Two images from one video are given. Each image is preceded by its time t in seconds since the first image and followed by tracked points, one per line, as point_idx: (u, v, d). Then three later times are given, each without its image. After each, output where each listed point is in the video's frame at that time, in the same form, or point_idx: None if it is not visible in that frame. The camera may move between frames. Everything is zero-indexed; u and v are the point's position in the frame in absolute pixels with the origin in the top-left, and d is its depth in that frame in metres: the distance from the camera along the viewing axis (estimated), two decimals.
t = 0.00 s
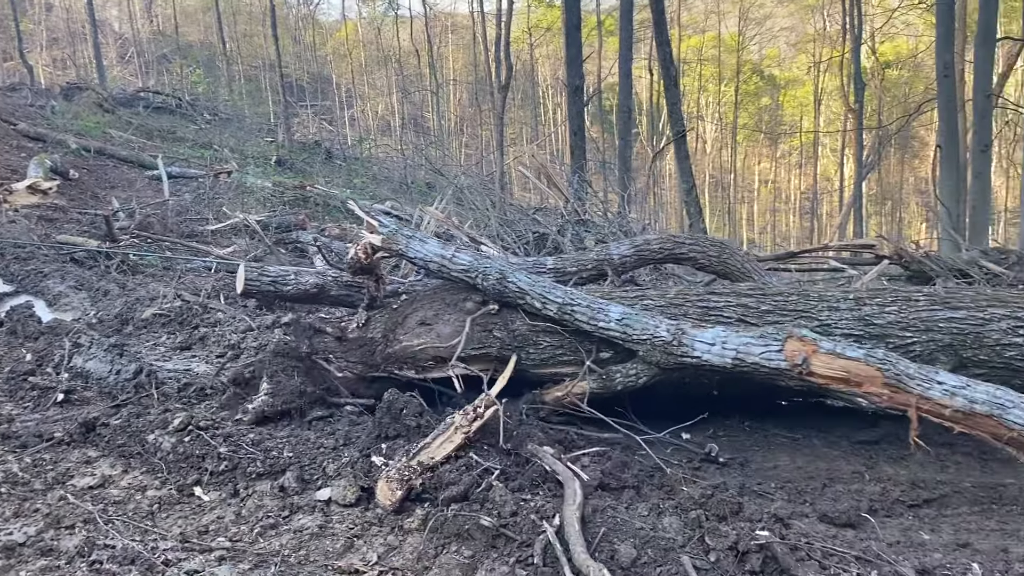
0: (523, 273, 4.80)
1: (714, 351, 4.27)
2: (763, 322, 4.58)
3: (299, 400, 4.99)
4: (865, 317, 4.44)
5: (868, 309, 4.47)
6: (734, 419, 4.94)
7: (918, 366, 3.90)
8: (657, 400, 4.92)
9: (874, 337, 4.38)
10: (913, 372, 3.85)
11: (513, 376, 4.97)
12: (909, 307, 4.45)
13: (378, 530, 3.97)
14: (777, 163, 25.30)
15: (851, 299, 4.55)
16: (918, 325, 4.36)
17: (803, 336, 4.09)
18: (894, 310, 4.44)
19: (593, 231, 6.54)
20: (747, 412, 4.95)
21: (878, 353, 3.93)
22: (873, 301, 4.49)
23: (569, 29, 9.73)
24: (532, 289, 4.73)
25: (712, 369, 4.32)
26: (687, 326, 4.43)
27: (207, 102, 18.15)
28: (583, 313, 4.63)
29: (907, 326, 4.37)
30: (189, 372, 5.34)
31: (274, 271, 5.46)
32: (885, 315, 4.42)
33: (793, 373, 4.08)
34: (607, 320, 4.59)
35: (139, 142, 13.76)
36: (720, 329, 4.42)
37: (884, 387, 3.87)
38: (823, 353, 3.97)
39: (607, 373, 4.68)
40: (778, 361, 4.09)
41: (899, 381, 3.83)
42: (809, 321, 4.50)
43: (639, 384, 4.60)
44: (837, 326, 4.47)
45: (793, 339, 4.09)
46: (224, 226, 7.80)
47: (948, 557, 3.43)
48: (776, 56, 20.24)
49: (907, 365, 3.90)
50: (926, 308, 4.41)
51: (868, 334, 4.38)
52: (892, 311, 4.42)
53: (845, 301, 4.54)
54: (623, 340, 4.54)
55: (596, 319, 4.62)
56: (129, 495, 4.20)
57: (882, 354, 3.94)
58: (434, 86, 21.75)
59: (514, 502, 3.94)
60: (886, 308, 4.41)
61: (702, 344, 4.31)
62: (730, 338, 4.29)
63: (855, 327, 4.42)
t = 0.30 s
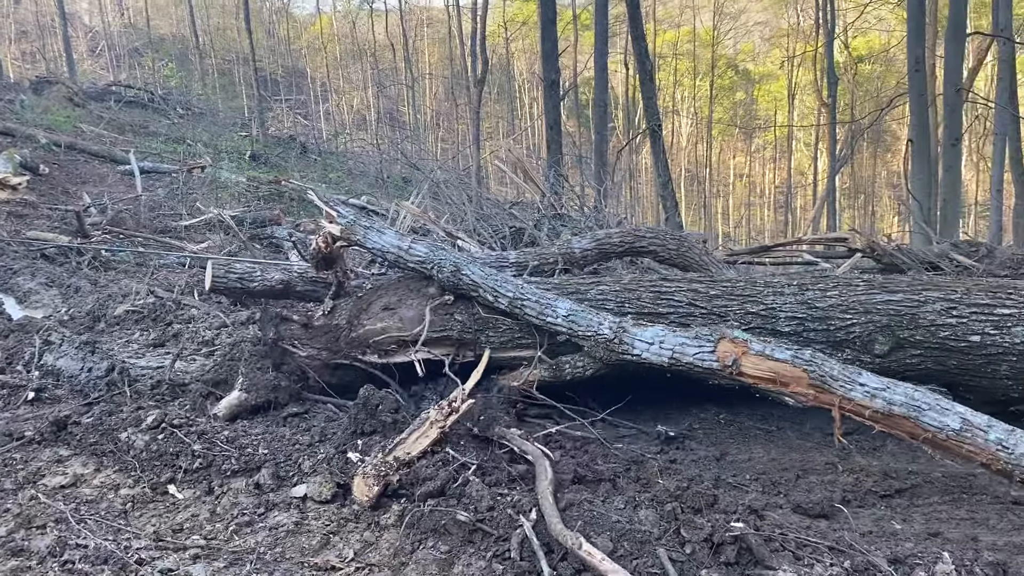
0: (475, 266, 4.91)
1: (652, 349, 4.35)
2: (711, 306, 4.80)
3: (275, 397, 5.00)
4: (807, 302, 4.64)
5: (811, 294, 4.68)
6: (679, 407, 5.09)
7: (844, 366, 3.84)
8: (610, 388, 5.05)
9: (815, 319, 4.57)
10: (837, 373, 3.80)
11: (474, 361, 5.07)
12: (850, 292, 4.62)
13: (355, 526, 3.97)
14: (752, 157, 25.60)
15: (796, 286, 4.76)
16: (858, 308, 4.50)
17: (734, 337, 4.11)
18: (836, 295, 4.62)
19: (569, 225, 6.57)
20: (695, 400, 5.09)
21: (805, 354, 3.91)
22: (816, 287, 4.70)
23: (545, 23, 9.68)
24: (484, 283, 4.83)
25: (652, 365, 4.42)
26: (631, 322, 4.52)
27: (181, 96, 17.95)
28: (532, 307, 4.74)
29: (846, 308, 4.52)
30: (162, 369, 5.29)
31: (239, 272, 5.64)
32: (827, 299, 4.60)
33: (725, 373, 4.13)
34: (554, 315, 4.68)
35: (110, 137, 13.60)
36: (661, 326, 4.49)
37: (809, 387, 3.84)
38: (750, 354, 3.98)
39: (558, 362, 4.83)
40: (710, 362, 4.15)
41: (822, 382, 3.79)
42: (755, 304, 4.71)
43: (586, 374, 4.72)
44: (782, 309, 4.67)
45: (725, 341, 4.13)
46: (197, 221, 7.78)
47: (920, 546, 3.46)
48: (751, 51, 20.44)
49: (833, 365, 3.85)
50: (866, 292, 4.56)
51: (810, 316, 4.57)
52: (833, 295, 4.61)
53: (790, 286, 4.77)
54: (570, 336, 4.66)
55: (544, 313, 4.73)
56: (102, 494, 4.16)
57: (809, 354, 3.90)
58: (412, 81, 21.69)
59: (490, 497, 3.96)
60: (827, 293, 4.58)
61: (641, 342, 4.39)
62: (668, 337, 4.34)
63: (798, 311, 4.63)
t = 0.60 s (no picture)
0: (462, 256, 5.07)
1: (631, 335, 4.59)
2: (691, 297, 4.97)
3: (280, 389, 5.01)
4: (784, 293, 4.80)
5: (787, 285, 4.84)
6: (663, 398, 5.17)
7: (815, 350, 4.06)
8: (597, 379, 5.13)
9: (791, 310, 4.71)
10: (809, 357, 4.02)
11: (462, 349, 5.22)
12: (824, 284, 4.78)
13: (362, 521, 4.00)
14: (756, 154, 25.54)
15: (774, 278, 4.93)
16: (832, 298, 4.66)
17: (710, 323, 4.33)
18: (811, 287, 4.78)
19: (572, 221, 6.60)
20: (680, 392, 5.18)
21: (778, 339, 4.12)
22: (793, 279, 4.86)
23: (547, 20, 9.68)
24: (472, 274, 5.02)
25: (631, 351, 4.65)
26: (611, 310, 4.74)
27: (184, 93, 17.92)
28: (517, 298, 4.93)
29: (821, 299, 4.67)
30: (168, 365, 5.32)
31: (238, 301, 5.93)
32: (802, 290, 4.76)
33: (701, 357, 4.35)
34: (538, 305, 4.90)
35: (114, 134, 13.62)
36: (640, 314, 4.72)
37: (781, 370, 4.06)
38: (726, 340, 4.20)
39: (542, 351, 4.99)
40: (685, 347, 4.38)
41: (794, 366, 4.00)
42: (734, 295, 4.87)
43: (569, 362, 4.88)
44: (759, 300, 4.84)
45: (702, 327, 4.35)
46: (201, 218, 7.81)
47: (925, 542, 3.50)
48: (754, 47, 20.15)
49: (805, 350, 4.07)
50: (841, 284, 4.71)
51: (786, 306, 4.72)
52: (809, 287, 4.77)
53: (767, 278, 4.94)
54: (553, 324, 4.87)
55: (529, 303, 4.93)
56: (109, 490, 4.20)
57: (782, 340, 4.11)
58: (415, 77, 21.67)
59: (496, 493, 4.00)
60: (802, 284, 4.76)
61: (621, 329, 4.63)
62: (646, 324, 4.57)
63: (776, 302, 4.78)
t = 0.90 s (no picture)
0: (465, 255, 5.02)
1: (629, 331, 4.54)
2: (688, 296, 4.94)
3: (304, 386, 5.04)
4: (780, 292, 4.77)
5: (784, 285, 4.81)
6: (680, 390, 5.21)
7: (807, 344, 4.09)
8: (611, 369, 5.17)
9: (787, 309, 4.68)
10: (801, 351, 4.04)
11: (463, 347, 5.16)
12: (819, 284, 4.76)
13: (384, 519, 4.02)
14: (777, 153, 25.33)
15: (769, 279, 4.90)
16: (827, 298, 4.64)
17: (705, 319, 4.32)
18: (806, 287, 4.76)
19: (592, 221, 6.56)
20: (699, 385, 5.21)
21: (771, 333, 4.13)
22: (788, 279, 4.84)
23: (567, 19, 9.66)
24: (473, 271, 4.97)
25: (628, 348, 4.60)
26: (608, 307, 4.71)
27: (206, 93, 18.09)
28: (517, 295, 4.86)
29: (816, 298, 4.65)
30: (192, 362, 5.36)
31: (249, 297, 5.96)
32: (798, 290, 4.74)
33: (697, 352, 4.34)
34: (537, 302, 4.83)
35: (138, 133, 13.75)
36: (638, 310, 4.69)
37: (775, 364, 4.07)
38: (721, 334, 4.19)
39: (541, 348, 4.87)
40: (683, 341, 4.35)
41: (788, 359, 4.02)
42: (731, 294, 4.84)
43: (569, 359, 4.78)
44: (755, 301, 4.80)
45: (696, 322, 4.33)
46: (223, 217, 7.88)
47: (952, 546, 3.48)
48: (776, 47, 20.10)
49: (796, 343, 4.09)
50: (835, 284, 4.70)
51: (783, 306, 4.68)
52: (804, 287, 4.75)
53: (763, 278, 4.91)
54: (552, 320, 4.78)
55: (529, 299, 4.86)
56: (135, 486, 4.24)
57: (774, 334, 4.13)
58: (434, 77, 21.76)
59: (518, 492, 3.99)
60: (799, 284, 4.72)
61: (619, 325, 4.58)
62: (647, 321, 4.53)
63: (772, 301, 4.75)
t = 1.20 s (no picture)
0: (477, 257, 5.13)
1: (635, 328, 4.64)
2: (695, 298, 4.98)
3: (339, 386, 5.07)
4: (785, 295, 4.82)
5: (789, 288, 4.86)
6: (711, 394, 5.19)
7: (808, 340, 4.28)
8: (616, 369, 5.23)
9: (792, 312, 4.74)
10: (802, 346, 4.23)
11: (475, 346, 5.23)
12: (824, 287, 4.82)
13: (419, 520, 4.04)
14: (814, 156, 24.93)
15: (776, 281, 4.94)
16: (831, 301, 4.70)
17: (709, 315, 4.45)
18: (811, 290, 4.82)
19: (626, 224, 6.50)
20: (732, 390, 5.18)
21: (774, 330, 4.30)
22: (793, 281, 4.89)
23: (603, 22, 9.65)
24: (485, 271, 5.05)
25: (632, 345, 4.69)
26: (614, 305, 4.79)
27: (243, 96, 18.34)
28: (526, 294, 4.94)
29: (821, 302, 4.72)
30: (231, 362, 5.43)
31: (272, 296, 5.97)
32: (803, 292, 4.79)
33: (700, 348, 4.45)
34: (546, 300, 4.91)
35: (176, 136, 13.96)
36: (642, 309, 4.77)
37: (778, 359, 4.25)
38: (726, 330, 4.35)
39: (550, 346, 4.98)
40: (687, 338, 4.47)
41: (790, 355, 4.21)
42: (737, 296, 4.89)
43: (576, 356, 4.87)
44: (761, 303, 4.85)
45: (701, 318, 4.46)
46: (260, 219, 7.98)
47: (995, 558, 3.43)
48: (813, 48, 19.81)
49: (798, 339, 4.27)
50: (840, 287, 4.76)
51: (788, 308, 4.74)
52: (809, 290, 4.81)
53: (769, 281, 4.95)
54: (560, 319, 4.87)
55: (538, 299, 4.95)
56: (174, 483, 4.30)
57: (777, 330, 4.30)
58: (467, 80, 21.87)
59: (553, 496, 3.98)
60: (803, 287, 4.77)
61: (625, 322, 4.68)
62: (655, 320, 4.61)
63: (778, 304, 4.80)
